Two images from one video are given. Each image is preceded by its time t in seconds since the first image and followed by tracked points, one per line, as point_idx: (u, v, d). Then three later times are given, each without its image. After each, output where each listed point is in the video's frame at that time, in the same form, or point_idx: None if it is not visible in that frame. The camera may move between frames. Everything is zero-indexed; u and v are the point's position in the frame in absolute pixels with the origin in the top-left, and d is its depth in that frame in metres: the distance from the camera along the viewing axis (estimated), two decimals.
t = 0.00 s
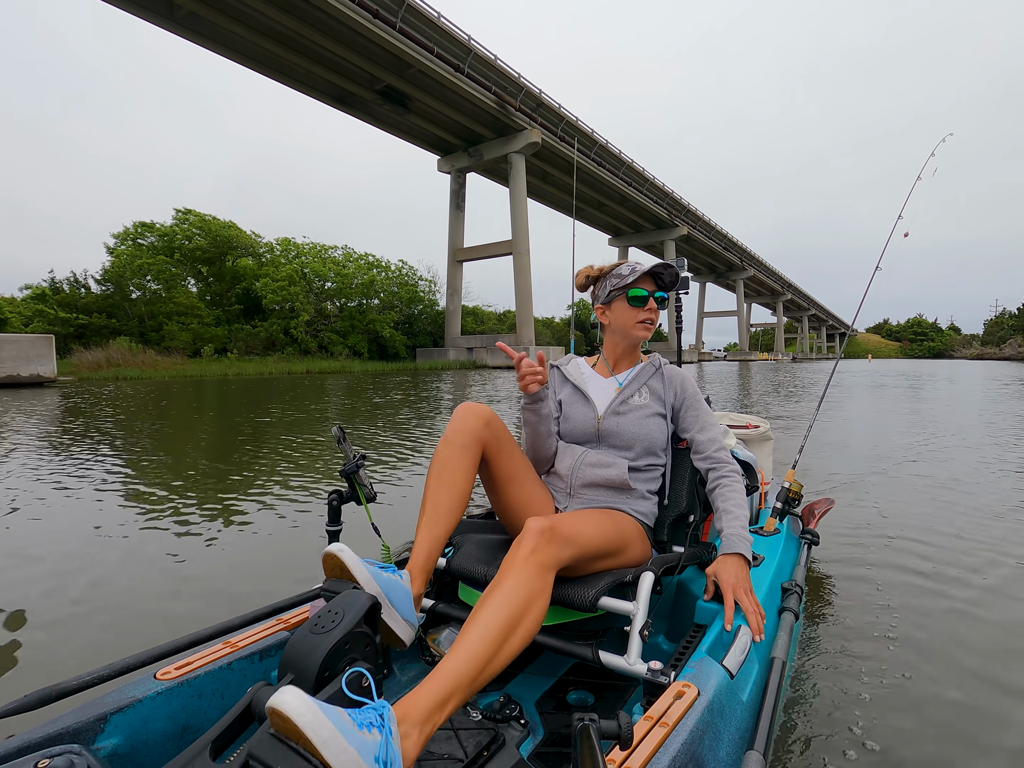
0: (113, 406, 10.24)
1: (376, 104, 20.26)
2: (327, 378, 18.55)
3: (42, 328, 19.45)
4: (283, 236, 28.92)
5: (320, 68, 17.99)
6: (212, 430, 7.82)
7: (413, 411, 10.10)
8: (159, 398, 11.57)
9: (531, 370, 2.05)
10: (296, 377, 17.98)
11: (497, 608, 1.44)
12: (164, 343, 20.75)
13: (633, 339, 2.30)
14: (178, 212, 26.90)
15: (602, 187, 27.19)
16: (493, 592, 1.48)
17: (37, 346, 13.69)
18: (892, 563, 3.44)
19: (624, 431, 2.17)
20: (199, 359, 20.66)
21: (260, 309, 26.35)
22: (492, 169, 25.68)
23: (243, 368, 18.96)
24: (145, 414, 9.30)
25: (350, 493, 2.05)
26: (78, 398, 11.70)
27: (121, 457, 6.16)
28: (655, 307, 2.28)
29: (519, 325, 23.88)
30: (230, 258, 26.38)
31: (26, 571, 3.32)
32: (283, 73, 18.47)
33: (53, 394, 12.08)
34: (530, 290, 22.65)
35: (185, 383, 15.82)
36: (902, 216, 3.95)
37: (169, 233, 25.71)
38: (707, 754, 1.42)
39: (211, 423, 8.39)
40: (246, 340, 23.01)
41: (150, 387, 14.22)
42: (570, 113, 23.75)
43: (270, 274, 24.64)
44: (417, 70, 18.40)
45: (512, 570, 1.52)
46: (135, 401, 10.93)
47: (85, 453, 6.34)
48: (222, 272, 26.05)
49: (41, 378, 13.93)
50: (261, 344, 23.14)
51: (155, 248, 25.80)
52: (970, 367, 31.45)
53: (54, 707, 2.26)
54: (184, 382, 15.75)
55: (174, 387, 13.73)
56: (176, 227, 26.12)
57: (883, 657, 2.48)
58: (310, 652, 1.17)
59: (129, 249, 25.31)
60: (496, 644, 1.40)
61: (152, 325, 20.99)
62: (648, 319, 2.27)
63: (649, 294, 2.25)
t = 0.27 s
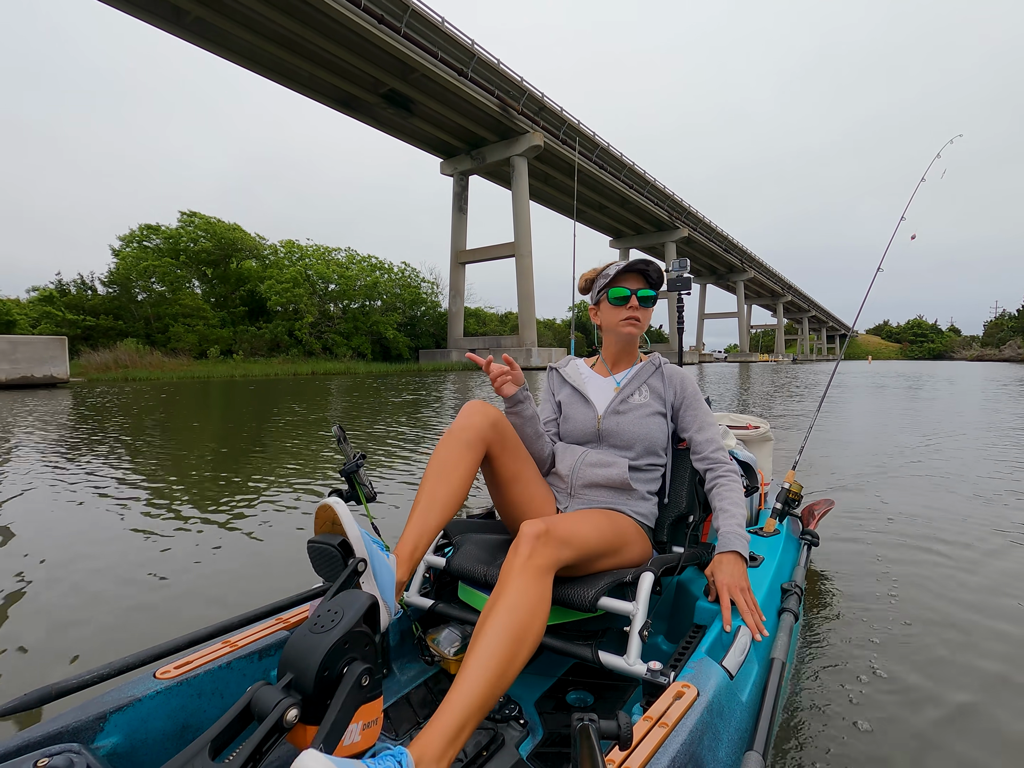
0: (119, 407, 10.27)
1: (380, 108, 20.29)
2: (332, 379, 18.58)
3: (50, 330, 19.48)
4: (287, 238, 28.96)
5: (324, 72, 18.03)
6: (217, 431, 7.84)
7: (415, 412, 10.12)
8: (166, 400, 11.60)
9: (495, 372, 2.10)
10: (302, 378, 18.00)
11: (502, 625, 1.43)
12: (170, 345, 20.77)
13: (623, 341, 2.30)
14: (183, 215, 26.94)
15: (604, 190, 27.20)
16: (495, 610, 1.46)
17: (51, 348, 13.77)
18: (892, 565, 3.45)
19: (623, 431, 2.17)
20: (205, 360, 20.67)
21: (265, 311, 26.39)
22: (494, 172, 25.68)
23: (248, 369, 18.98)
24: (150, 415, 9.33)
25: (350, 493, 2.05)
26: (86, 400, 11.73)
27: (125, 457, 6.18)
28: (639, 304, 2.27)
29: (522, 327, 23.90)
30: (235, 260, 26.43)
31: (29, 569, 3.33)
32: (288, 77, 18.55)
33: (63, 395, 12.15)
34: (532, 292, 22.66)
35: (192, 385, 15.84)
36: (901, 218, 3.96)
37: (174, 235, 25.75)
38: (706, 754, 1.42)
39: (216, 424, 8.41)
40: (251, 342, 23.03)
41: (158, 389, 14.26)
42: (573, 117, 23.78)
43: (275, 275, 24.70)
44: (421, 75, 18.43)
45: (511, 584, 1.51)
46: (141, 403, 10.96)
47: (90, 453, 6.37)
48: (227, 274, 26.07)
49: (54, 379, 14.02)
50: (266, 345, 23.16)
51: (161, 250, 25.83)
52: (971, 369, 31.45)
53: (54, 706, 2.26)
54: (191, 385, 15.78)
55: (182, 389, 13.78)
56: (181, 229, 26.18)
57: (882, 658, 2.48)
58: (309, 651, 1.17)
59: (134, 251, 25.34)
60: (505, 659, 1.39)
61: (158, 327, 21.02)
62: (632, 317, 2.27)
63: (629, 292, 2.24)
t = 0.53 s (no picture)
0: (122, 406, 10.25)
1: (383, 109, 20.30)
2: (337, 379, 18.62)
3: (57, 330, 19.51)
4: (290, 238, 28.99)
5: (327, 73, 18.04)
6: (222, 430, 7.88)
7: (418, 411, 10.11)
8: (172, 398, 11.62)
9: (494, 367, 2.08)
10: (307, 378, 18.04)
11: (521, 605, 1.42)
12: (176, 344, 20.79)
13: (609, 343, 2.32)
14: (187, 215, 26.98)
15: (604, 190, 27.21)
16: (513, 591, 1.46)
17: (64, 347, 13.81)
18: (891, 564, 3.45)
19: (626, 430, 2.17)
20: (211, 360, 20.70)
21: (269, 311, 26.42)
22: (496, 173, 25.68)
23: (254, 368, 19.04)
24: (156, 413, 9.38)
25: (350, 493, 2.05)
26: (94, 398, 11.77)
27: (126, 457, 6.16)
28: (611, 305, 2.26)
29: (524, 326, 23.95)
30: (239, 260, 26.47)
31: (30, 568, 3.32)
32: (292, 78, 18.57)
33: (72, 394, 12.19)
34: (534, 291, 22.69)
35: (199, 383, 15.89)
36: (901, 217, 3.95)
37: (179, 235, 25.80)
38: (707, 754, 1.42)
39: (219, 424, 8.39)
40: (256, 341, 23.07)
41: (165, 387, 14.28)
42: (574, 117, 23.80)
43: (278, 275, 24.72)
44: (424, 76, 18.45)
45: (524, 562, 1.49)
46: (144, 402, 10.93)
47: (91, 453, 6.34)
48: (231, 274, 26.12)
49: (67, 379, 14.05)
50: (271, 345, 23.21)
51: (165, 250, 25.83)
52: (971, 367, 31.49)
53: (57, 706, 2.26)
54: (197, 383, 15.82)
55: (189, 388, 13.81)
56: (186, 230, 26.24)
57: (882, 657, 2.48)
58: (310, 652, 1.16)
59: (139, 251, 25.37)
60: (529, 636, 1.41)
61: (164, 326, 21.04)
62: (604, 317, 2.28)
63: (598, 294, 2.29)
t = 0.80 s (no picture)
0: (124, 406, 10.20)
1: (387, 110, 20.31)
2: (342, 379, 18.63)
3: (65, 330, 19.50)
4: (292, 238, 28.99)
5: (332, 76, 18.07)
6: (226, 429, 7.90)
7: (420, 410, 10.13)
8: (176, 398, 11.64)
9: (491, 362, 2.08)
10: (312, 378, 18.04)
11: (551, 549, 1.55)
12: (182, 344, 20.79)
13: (605, 343, 2.33)
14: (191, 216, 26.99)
15: (606, 190, 27.21)
16: (542, 534, 1.57)
17: (77, 347, 13.81)
18: (892, 564, 3.45)
19: (626, 431, 2.17)
20: (216, 359, 20.71)
21: (273, 311, 26.40)
22: (498, 174, 25.69)
23: (259, 368, 19.06)
24: (160, 413, 9.40)
25: (350, 493, 2.05)
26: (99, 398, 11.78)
27: (125, 456, 6.13)
28: (603, 307, 2.27)
29: (527, 326, 23.98)
30: (242, 260, 26.47)
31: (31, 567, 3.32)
32: (295, 80, 18.58)
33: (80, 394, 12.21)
34: (536, 291, 22.71)
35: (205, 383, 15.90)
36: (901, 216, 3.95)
37: (184, 236, 25.81)
38: (707, 754, 1.42)
39: (223, 423, 8.42)
40: (261, 341, 23.09)
41: (171, 387, 14.29)
42: (576, 118, 23.82)
43: (282, 275, 24.73)
44: (428, 78, 18.46)
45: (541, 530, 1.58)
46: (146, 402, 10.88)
47: (91, 453, 6.31)
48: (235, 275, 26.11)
49: (80, 379, 14.05)
50: (276, 345, 23.23)
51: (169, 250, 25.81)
52: (972, 366, 31.54)
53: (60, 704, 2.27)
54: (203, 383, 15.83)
55: (195, 388, 13.81)
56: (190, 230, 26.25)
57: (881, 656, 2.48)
58: (310, 652, 1.16)
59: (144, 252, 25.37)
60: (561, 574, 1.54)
61: (170, 326, 21.05)
62: (598, 319, 2.30)
63: (590, 295, 2.31)
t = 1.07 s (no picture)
0: (128, 406, 10.17)
1: (391, 112, 20.31)
2: (347, 379, 18.63)
3: (72, 330, 19.47)
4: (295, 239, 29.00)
5: (336, 78, 18.08)
6: (230, 429, 7.91)
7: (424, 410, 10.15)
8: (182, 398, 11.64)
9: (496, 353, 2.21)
10: (318, 378, 18.04)
11: (559, 510, 1.58)
12: (188, 344, 20.76)
13: (606, 342, 2.32)
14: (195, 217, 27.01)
15: (608, 191, 27.22)
16: (551, 495, 1.61)
17: (88, 347, 13.82)
18: (892, 564, 3.45)
19: (628, 432, 2.17)
20: (223, 359, 20.70)
21: (277, 311, 26.37)
22: (501, 175, 25.69)
23: (265, 368, 19.06)
24: (164, 412, 9.42)
25: (351, 493, 2.05)
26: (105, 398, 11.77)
27: (128, 457, 6.11)
28: (600, 307, 2.28)
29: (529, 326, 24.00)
30: (246, 260, 26.48)
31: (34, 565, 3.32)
32: (300, 83, 18.59)
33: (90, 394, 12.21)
34: (539, 292, 22.73)
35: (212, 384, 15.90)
36: (899, 216, 3.95)
37: (189, 236, 25.82)
38: (707, 754, 1.42)
39: (227, 423, 8.44)
40: (267, 341, 23.09)
41: (179, 387, 14.29)
42: (578, 120, 23.83)
43: (286, 275, 24.75)
44: (432, 81, 18.48)
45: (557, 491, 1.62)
46: (148, 401, 10.82)
47: (91, 452, 6.28)
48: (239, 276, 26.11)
49: (92, 378, 14.04)
50: (280, 345, 23.23)
51: (175, 252, 25.84)
52: (970, 366, 31.59)
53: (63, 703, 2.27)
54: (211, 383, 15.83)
55: (202, 389, 13.80)
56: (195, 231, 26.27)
57: (882, 656, 2.49)
58: (311, 652, 1.17)
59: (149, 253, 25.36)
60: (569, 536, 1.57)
61: (176, 326, 21.05)
62: (596, 319, 2.30)
63: (590, 295, 2.31)
